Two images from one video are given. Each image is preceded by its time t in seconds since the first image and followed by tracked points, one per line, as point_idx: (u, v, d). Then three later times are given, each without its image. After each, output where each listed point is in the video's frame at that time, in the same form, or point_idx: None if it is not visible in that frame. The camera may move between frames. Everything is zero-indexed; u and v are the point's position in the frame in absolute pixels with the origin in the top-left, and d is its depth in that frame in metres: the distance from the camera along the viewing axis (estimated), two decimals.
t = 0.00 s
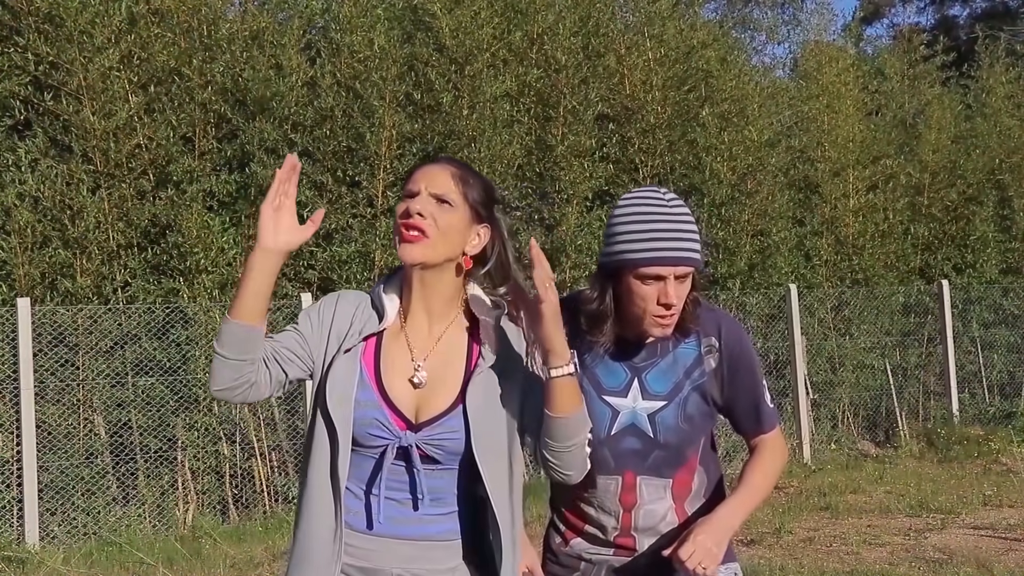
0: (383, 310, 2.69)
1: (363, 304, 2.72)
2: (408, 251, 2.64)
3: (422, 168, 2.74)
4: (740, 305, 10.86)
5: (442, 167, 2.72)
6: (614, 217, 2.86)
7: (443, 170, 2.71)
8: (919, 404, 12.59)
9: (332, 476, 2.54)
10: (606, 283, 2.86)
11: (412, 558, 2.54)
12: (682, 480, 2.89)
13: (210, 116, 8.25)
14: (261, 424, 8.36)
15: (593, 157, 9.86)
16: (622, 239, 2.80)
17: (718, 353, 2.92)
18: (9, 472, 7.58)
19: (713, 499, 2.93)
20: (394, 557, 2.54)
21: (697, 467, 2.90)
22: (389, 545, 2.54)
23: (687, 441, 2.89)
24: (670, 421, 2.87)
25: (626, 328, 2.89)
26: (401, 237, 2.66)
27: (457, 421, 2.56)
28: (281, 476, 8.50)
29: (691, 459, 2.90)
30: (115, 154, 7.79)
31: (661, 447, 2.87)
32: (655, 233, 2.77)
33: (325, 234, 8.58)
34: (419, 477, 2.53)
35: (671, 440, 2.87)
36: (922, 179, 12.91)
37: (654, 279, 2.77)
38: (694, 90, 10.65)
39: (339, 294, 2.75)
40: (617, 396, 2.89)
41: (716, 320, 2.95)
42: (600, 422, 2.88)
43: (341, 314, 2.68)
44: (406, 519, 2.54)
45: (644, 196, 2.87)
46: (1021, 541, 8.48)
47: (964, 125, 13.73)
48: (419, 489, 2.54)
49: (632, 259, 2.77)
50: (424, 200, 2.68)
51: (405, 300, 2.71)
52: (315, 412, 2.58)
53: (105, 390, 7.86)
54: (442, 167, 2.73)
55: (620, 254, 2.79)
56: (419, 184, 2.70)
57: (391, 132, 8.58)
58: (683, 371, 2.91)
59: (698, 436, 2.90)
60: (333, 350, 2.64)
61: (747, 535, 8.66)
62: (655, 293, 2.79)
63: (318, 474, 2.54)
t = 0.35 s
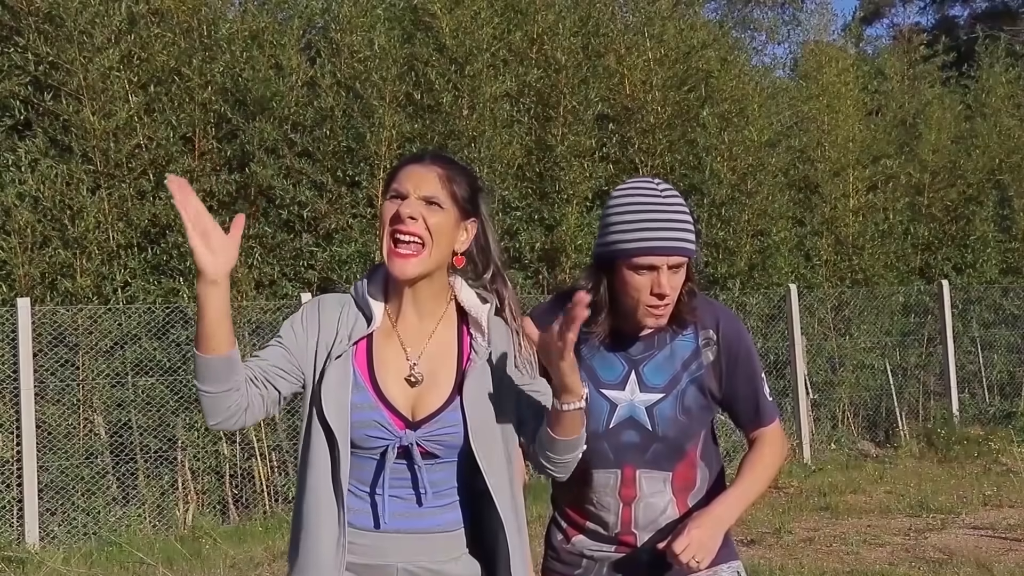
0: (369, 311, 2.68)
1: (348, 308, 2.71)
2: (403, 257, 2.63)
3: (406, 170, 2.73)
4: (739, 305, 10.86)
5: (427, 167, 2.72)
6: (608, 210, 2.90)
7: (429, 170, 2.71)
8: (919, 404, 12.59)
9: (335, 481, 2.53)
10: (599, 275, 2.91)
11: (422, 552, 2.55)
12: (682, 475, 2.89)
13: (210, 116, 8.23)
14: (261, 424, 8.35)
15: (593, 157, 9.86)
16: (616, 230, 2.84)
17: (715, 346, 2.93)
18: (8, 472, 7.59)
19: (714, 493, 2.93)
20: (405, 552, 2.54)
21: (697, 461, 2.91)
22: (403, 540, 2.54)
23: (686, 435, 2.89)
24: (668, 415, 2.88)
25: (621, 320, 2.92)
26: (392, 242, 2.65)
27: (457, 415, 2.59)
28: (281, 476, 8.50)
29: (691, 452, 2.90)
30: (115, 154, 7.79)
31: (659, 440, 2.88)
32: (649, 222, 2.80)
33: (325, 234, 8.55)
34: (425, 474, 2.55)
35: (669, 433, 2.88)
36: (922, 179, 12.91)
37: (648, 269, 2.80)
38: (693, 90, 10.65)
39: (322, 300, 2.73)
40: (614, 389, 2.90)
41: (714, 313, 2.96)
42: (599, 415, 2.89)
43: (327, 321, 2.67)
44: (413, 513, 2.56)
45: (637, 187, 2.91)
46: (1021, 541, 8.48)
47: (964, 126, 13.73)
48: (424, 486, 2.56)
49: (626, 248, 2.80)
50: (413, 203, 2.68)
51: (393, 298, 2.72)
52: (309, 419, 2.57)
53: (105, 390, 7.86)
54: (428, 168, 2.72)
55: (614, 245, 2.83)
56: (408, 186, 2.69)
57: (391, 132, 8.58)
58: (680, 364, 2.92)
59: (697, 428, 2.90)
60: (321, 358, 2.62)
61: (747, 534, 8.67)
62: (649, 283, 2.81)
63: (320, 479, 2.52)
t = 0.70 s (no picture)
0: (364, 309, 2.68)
1: (342, 307, 2.70)
2: (407, 267, 2.65)
3: (402, 172, 2.71)
4: (739, 305, 10.86)
5: (423, 170, 2.71)
6: (612, 208, 2.90)
7: (426, 173, 2.70)
8: (919, 404, 12.59)
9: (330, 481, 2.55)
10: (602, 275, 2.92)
11: (416, 549, 2.59)
12: (683, 474, 2.90)
13: (210, 116, 8.22)
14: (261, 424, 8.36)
15: (593, 157, 9.87)
16: (620, 231, 2.85)
17: (718, 346, 2.94)
18: (9, 472, 7.59)
19: (715, 493, 2.95)
20: (400, 549, 2.58)
21: (699, 461, 2.92)
22: (397, 537, 2.58)
23: (688, 434, 2.90)
24: (670, 414, 2.90)
25: (622, 320, 2.92)
26: (394, 247, 2.66)
27: (459, 412, 2.65)
28: (281, 476, 8.51)
29: (692, 452, 2.91)
30: (114, 154, 7.79)
31: (661, 440, 2.89)
32: (652, 223, 2.81)
33: (325, 233, 8.56)
34: (424, 472, 2.59)
35: (671, 433, 2.90)
36: (922, 179, 12.92)
37: (650, 269, 2.81)
38: (693, 90, 10.66)
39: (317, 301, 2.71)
40: (617, 389, 2.92)
41: (716, 312, 2.97)
42: (600, 415, 2.91)
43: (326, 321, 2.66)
44: (409, 509, 2.59)
45: (640, 186, 2.92)
46: (1021, 541, 8.47)
47: (964, 125, 13.73)
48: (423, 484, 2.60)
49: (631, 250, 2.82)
50: (413, 209, 2.68)
51: (391, 296, 2.73)
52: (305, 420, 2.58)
53: (105, 390, 7.86)
54: (427, 172, 2.71)
55: (617, 244, 2.84)
56: (408, 192, 2.69)
57: (391, 132, 8.58)
58: (682, 364, 2.93)
59: (699, 428, 2.91)
60: (317, 359, 2.62)
61: (747, 534, 8.67)
62: (651, 283, 2.82)
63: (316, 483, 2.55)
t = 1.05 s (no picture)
0: (379, 326, 2.62)
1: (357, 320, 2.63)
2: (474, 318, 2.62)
3: (472, 218, 2.59)
4: (739, 305, 10.86)
5: (492, 218, 2.61)
6: (619, 205, 2.91)
7: (495, 223, 2.61)
8: (919, 404, 12.59)
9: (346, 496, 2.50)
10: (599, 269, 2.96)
11: (425, 557, 2.61)
12: (684, 475, 2.92)
13: (211, 116, 8.22)
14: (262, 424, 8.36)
15: (593, 157, 9.87)
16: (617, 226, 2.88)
17: (720, 348, 2.96)
18: (9, 472, 7.58)
19: (714, 497, 2.98)
20: (411, 558, 2.58)
21: (699, 463, 2.94)
22: (410, 546, 2.59)
23: (689, 436, 2.92)
24: (672, 416, 2.91)
25: (621, 316, 2.96)
26: (462, 300, 2.59)
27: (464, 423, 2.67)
28: (281, 476, 8.51)
29: (693, 453, 2.93)
30: (114, 154, 7.79)
31: (663, 441, 2.90)
32: (660, 216, 2.82)
33: (325, 234, 8.56)
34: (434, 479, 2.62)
35: (673, 434, 2.91)
36: (922, 179, 12.93)
37: (640, 256, 2.82)
38: (693, 90, 10.66)
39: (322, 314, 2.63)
40: (620, 389, 2.92)
41: (719, 314, 2.99)
42: (603, 415, 2.91)
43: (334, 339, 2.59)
44: (419, 517, 2.61)
45: (645, 184, 2.93)
46: (1021, 541, 8.47)
47: (964, 125, 13.73)
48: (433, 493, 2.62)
49: (628, 232, 2.83)
50: (494, 262, 2.60)
51: (401, 302, 2.69)
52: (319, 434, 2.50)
53: (105, 390, 7.86)
54: (496, 219, 2.62)
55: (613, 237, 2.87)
56: (488, 244, 2.59)
57: (391, 132, 8.58)
58: (685, 365, 2.94)
59: (700, 429, 2.93)
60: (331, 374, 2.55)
61: (747, 534, 8.67)
62: (639, 271, 2.83)
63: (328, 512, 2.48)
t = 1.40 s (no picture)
0: (422, 359, 2.59)
1: (395, 352, 2.56)
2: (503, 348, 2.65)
3: (507, 255, 2.58)
4: (739, 305, 10.86)
5: (526, 252, 2.60)
6: (621, 201, 2.98)
7: (529, 258, 2.60)
8: (919, 404, 12.58)
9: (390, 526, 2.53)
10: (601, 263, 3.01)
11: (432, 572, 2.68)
12: (682, 475, 2.94)
13: (211, 115, 8.25)
14: (261, 424, 8.35)
15: (593, 157, 9.86)
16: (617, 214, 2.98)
17: (722, 348, 2.98)
18: (9, 472, 7.58)
19: (712, 500, 3.00)
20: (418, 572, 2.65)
21: (699, 464, 2.96)
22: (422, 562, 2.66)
23: (689, 436, 2.94)
24: (673, 415, 2.93)
25: (623, 314, 2.99)
26: (493, 332, 2.61)
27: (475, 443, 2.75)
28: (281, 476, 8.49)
29: (692, 454, 2.95)
30: (115, 154, 7.81)
31: (663, 440, 2.92)
32: (651, 200, 2.91)
33: (325, 234, 8.54)
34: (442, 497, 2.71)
35: (673, 434, 2.93)
36: (922, 179, 12.94)
37: (627, 237, 2.93)
38: (693, 90, 10.66)
39: (360, 350, 2.51)
40: (622, 387, 2.92)
41: (722, 316, 3.00)
42: (603, 413, 2.92)
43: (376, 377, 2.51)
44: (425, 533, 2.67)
45: (655, 181, 3.00)
46: (1021, 541, 8.47)
47: (964, 125, 13.72)
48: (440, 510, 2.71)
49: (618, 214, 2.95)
50: (526, 298, 2.61)
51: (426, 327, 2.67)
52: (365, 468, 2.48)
53: (105, 390, 7.86)
54: (530, 254, 2.61)
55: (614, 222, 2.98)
56: (523, 282, 2.59)
57: (391, 132, 8.59)
58: (687, 365, 2.96)
59: (699, 429, 2.95)
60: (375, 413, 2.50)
61: (747, 534, 8.67)
62: (625, 251, 2.92)
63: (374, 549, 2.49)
